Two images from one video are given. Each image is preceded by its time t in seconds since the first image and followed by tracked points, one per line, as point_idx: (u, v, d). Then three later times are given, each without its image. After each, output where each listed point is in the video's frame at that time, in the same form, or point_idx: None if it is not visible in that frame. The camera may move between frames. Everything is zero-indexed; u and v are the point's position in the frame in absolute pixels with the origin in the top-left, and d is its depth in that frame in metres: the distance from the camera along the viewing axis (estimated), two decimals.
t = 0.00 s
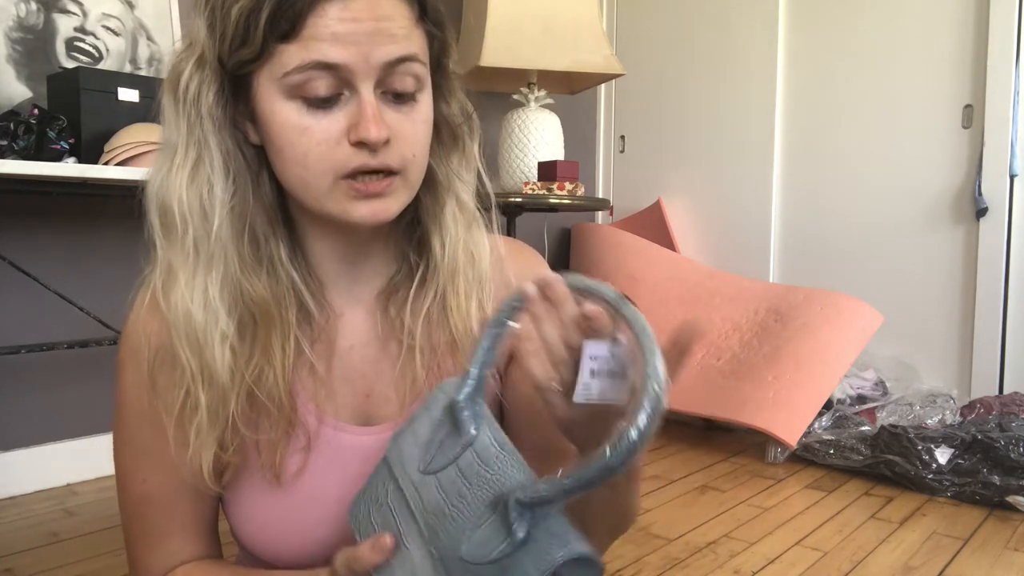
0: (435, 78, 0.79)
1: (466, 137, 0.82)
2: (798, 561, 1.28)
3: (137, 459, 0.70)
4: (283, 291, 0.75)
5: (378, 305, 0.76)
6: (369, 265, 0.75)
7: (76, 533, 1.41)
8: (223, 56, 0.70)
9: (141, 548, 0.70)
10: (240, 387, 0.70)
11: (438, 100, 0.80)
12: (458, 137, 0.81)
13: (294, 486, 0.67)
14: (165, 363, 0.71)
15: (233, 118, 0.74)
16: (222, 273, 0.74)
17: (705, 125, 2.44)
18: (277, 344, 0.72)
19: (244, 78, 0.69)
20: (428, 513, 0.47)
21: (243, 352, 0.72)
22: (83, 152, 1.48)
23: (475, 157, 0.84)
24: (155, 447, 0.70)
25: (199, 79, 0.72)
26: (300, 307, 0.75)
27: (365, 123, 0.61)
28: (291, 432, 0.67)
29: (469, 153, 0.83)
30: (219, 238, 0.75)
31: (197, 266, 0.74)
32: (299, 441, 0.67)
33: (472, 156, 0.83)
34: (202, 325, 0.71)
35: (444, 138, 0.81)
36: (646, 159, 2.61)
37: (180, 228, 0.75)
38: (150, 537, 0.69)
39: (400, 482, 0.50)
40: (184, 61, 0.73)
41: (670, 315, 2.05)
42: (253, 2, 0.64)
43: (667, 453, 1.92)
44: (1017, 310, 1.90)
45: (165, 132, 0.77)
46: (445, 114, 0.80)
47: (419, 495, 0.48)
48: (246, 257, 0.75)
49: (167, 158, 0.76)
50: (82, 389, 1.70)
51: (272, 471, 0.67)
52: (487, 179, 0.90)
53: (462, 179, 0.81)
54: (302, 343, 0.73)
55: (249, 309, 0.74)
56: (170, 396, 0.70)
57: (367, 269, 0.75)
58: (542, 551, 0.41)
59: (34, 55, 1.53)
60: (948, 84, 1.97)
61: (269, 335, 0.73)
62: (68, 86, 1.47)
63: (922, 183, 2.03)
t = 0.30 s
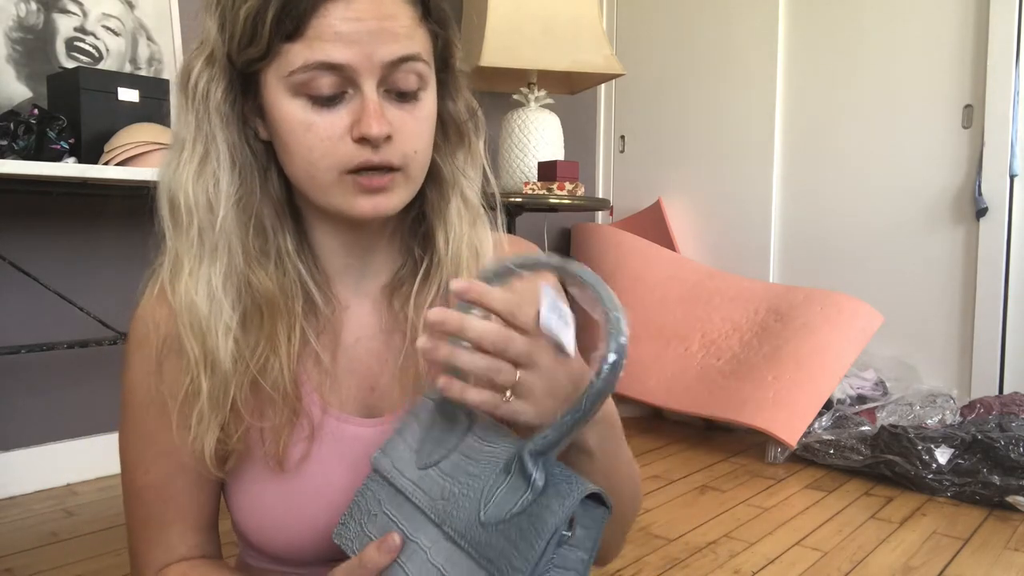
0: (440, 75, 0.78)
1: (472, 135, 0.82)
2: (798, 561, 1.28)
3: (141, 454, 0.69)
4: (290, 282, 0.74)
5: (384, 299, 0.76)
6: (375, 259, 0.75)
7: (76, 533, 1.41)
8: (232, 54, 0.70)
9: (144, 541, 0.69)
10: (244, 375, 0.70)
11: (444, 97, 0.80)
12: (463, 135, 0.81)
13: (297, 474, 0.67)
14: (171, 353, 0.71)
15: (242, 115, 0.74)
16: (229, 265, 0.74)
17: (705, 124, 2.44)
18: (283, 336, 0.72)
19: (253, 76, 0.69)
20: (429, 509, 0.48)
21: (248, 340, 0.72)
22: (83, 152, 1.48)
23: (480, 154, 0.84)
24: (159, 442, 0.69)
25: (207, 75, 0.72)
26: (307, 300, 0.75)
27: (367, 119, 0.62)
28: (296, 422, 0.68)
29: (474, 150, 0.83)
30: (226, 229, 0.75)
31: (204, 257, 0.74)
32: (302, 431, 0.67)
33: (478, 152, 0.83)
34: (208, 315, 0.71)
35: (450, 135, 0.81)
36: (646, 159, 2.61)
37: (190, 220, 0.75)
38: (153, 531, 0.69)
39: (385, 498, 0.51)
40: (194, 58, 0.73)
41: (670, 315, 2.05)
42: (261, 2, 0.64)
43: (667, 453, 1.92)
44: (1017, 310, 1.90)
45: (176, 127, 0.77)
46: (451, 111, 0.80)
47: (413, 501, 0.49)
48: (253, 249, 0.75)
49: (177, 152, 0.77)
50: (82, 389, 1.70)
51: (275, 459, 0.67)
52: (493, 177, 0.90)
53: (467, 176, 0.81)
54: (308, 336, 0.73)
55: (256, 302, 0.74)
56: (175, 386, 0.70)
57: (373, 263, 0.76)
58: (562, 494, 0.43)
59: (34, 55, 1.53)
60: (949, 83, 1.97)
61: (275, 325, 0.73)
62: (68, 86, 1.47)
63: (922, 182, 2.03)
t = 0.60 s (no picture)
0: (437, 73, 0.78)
1: (470, 134, 0.81)
2: (798, 561, 1.28)
3: (144, 446, 0.70)
4: (292, 277, 0.74)
5: (383, 294, 0.76)
6: (375, 254, 0.75)
7: (76, 533, 1.41)
8: (236, 55, 0.70)
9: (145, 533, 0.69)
10: (248, 364, 0.70)
11: (441, 95, 0.79)
12: (462, 133, 0.80)
13: (296, 463, 0.67)
14: (178, 344, 0.72)
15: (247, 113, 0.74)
16: (235, 258, 0.74)
17: (706, 124, 2.44)
18: (286, 330, 0.72)
19: (256, 74, 0.70)
20: (477, 535, 0.50)
21: (251, 333, 0.72)
22: (83, 152, 1.48)
23: (478, 153, 0.83)
24: (160, 437, 0.70)
25: (211, 74, 0.72)
26: (310, 295, 0.75)
27: (366, 112, 0.62)
28: (296, 412, 0.68)
29: (473, 148, 0.82)
30: (229, 225, 0.74)
31: (209, 250, 0.74)
32: (301, 421, 0.68)
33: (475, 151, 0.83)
34: (213, 307, 0.71)
35: (447, 134, 0.80)
36: (646, 159, 2.61)
37: (195, 213, 0.75)
38: (154, 522, 0.69)
39: (422, 523, 0.52)
40: (200, 56, 0.73)
41: (670, 315, 2.05)
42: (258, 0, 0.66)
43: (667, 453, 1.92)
44: (1017, 310, 1.90)
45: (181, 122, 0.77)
46: (448, 110, 0.79)
47: (456, 529, 0.51)
48: (257, 243, 0.75)
49: (181, 146, 0.77)
50: (82, 389, 1.71)
51: (275, 448, 0.68)
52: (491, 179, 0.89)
53: (465, 174, 0.80)
54: (310, 329, 0.73)
55: (261, 296, 0.74)
56: (183, 376, 0.71)
57: (372, 258, 0.76)
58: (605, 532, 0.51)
59: (34, 55, 1.53)
60: (949, 83, 1.97)
61: (278, 319, 0.73)
62: (68, 87, 1.47)
63: (922, 182, 2.03)
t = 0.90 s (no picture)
0: (425, 69, 0.78)
1: (461, 131, 0.81)
2: (798, 561, 1.28)
3: (138, 446, 0.69)
4: (280, 272, 0.75)
5: (372, 290, 0.77)
6: (361, 252, 0.76)
7: (76, 533, 1.41)
8: (218, 48, 0.72)
9: (147, 540, 0.69)
10: (233, 357, 0.70)
11: (431, 93, 0.79)
12: (452, 132, 0.80)
13: (288, 457, 0.67)
14: (166, 338, 0.71)
15: (229, 108, 0.76)
16: (220, 251, 0.74)
17: (706, 125, 2.43)
18: (273, 323, 0.72)
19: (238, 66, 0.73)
20: (548, 531, 0.63)
21: (238, 323, 0.72)
22: (83, 152, 1.49)
23: (470, 152, 0.83)
24: (152, 437, 0.69)
25: (193, 68, 0.73)
26: (299, 290, 0.75)
27: (331, 93, 0.64)
28: (288, 405, 0.67)
29: (464, 147, 0.82)
30: (217, 220, 0.75)
31: (192, 242, 0.74)
32: (293, 415, 0.67)
33: (467, 149, 0.82)
34: (197, 300, 0.71)
35: (438, 134, 0.80)
36: (647, 159, 2.61)
37: (181, 206, 0.76)
38: (154, 524, 0.69)
39: (498, 530, 0.63)
40: (184, 52, 0.75)
41: (669, 315, 2.05)
42: None
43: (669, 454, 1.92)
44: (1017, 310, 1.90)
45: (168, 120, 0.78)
46: (440, 109, 0.79)
47: (530, 528, 0.63)
48: (244, 238, 0.75)
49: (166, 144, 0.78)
50: (82, 389, 1.71)
51: (267, 442, 0.67)
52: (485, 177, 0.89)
53: (459, 177, 0.81)
54: (300, 323, 0.73)
55: (246, 290, 0.74)
56: (169, 368, 0.70)
57: (361, 256, 0.76)
58: (643, 508, 0.65)
59: (34, 55, 1.53)
60: (949, 83, 1.97)
61: (267, 312, 0.73)
62: (68, 87, 1.47)
63: (923, 182, 2.03)
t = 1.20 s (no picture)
0: (410, 69, 0.78)
1: (447, 131, 0.81)
2: (799, 561, 1.28)
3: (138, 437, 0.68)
4: (270, 263, 0.75)
5: (363, 282, 0.76)
6: (350, 245, 0.76)
7: (76, 533, 1.41)
8: (205, 45, 0.73)
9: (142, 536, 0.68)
10: (222, 346, 0.70)
11: (416, 93, 0.80)
12: (437, 131, 0.81)
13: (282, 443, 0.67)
14: (155, 325, 0.71)
15: (216, 104, 0.76)
16: (208, 242, 0.74)
17: (706, 124, 2.43)
18: (264, 312, 0.72)
19: (225, 64, 0.73)
20: (598, 439, 0.58)
21: (227, 310, 0.72)
22: (83, 152, 1.49)
23: (455, 151, 0.83)
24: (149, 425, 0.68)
25: (180, 65, 0.74)
26: (290, 279, 0.75)
27: (314, 91, 0.64)
28: (280, 389, 0.67)
29: (449, 146, 0.82)
30: (209, 213, 0.75)
31: (181, 234, 0.74)
32: (286, 402, 0.67)
33: (453, 149, 0.82)
34: (186, 290, 0.71)
35: (422, 134, 0.80)
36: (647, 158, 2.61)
37: (171, 199, 0.76)
38: (152, 517, 0.68)
39: (546, 440, 0.60)
40: (173, 51, 0.76)
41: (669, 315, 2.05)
42: None
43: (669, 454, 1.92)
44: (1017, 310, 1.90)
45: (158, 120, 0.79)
46: (424, 109, 0.80)
47: (577, 437, 0.59)
48: (234, 231, 0.76)
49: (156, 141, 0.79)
50: (82, 389, 1.71)
51: (261, 426, 0.67)
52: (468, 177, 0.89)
53: (443, 173, 0.81)
54: (292, 312, 0.73)
55: (236, 279, 0.74)
56: (158, 355, 0.70)
57: (349, 249, 0.76)
58: (700, 404, 0.57)
59: (34, 55, 1.53)
60: (949, 83, 1.97)
61: (257, 299, 0.72)
62: (68, 87, 1.47)
63: (923, 182, 2.03)
